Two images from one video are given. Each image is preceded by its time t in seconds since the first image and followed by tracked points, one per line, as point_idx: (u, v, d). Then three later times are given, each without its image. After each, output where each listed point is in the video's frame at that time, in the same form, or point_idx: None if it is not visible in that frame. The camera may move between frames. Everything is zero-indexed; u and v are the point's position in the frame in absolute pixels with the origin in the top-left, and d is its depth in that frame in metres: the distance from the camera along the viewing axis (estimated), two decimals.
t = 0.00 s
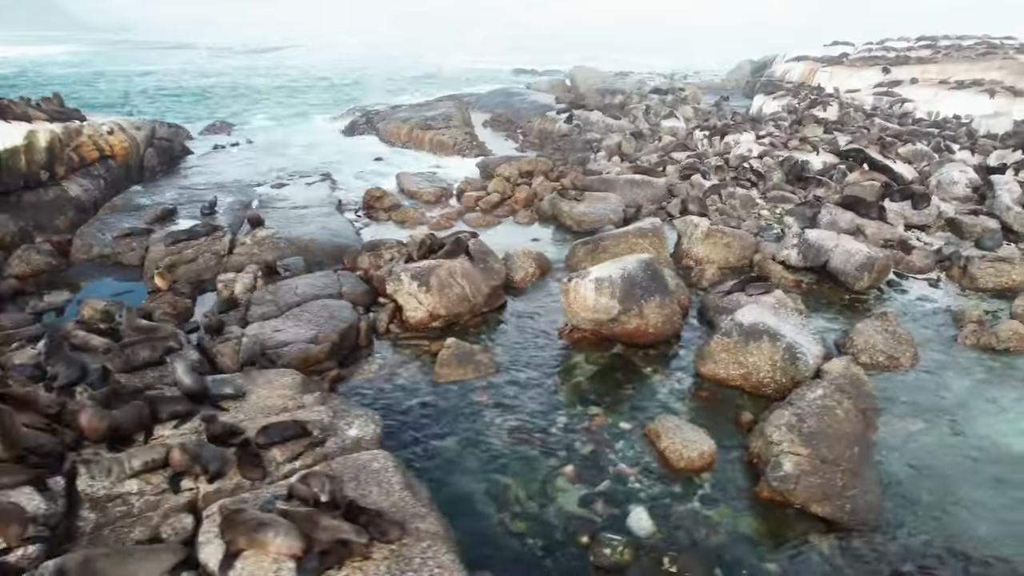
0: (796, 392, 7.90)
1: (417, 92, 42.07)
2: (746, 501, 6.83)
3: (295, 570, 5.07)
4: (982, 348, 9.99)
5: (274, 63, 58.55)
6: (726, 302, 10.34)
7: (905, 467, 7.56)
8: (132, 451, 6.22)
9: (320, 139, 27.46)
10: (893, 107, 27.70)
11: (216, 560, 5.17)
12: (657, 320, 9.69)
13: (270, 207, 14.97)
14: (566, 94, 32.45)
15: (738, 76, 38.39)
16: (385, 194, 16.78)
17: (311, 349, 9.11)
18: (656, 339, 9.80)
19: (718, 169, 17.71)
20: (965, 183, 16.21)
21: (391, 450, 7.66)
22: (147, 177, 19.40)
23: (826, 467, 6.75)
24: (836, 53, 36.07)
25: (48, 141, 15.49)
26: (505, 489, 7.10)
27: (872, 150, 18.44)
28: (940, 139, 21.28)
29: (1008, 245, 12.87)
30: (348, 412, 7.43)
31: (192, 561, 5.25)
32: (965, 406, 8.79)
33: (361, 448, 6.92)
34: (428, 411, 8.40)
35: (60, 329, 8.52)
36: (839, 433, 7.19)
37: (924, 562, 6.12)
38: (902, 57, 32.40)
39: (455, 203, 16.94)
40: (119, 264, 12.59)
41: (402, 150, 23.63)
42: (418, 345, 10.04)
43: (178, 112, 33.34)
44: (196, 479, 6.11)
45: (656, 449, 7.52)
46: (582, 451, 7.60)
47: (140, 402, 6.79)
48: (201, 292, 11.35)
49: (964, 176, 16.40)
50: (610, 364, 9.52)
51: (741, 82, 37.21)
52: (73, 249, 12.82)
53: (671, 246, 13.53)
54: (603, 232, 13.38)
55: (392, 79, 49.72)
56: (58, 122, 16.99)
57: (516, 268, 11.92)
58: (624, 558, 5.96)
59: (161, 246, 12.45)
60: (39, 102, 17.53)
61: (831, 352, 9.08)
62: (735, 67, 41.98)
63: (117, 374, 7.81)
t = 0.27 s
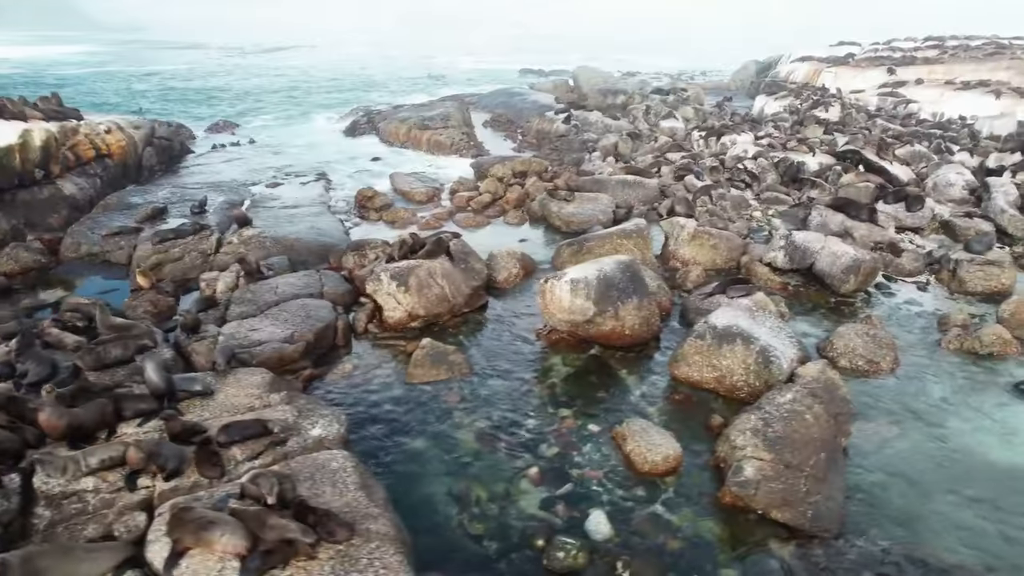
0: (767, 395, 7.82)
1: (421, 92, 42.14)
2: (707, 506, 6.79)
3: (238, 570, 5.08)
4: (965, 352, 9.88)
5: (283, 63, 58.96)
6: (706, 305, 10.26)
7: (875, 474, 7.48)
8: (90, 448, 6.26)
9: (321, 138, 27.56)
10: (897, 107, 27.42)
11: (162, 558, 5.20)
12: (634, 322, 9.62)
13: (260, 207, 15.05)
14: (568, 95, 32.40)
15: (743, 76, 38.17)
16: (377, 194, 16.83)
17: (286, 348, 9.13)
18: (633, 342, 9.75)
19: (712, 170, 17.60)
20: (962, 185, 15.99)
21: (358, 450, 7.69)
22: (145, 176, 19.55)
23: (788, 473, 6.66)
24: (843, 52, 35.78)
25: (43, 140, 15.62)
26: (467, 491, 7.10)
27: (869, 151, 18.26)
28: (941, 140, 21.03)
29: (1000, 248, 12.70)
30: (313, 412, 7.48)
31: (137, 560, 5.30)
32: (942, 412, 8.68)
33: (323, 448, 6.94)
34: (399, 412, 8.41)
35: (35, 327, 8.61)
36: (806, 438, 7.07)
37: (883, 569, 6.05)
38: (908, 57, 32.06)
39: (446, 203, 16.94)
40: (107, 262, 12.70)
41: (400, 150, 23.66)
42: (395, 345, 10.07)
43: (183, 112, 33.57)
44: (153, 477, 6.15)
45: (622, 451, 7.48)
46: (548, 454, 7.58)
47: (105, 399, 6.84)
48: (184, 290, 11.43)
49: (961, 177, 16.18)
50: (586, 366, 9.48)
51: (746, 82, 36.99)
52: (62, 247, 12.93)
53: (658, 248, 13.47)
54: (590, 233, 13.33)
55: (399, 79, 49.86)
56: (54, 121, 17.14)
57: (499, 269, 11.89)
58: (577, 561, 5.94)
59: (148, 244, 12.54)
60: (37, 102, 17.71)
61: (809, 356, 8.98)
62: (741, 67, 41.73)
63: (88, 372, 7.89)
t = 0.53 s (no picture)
0: (736, 398, 7.75)
1: (426, 92, 42.24)
2: (668, 510, 6.74)
3: (183, 568, 5.08)
4: (946, 357, 9.78)
5: (291, 62, 59.35)
6: (685, 307, 10.20)
7: (843, 480, 7.40)
8: (49, 446, 6.33)
9: (321, 138, 27.67)
10: (901, 108, 27.16)
11: (109, 556, 5.22)
12: (609, 324, 9.57)
13: (250, 207, 15.13)
14: (571, 95, 32.38)
15: (748, 77, 37.95)
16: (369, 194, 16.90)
17: (260, 348, 9.17)
18: (609, 343, 9.70)
19: (706, 171, 17.49)
20: (958, 187, 15.78)
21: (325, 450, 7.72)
22: (143, 175, 19.72)
23: (750, 478, 6.58)
24: (849, 53, 35.46)
25: (39, 139, 15.78)
26: (429, 492, 7.10)
27: (865, 152, 18.07)
28: (942, 142, 20.79)
29: (990, 252, 12.55)
30: (278, 412, 7.53)
31: (83, 557, 5.31)
32: (918, 418, 8.58)
33: (284, 447, 6.97)
34: (369, 413, 8.44)
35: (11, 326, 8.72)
36: (771, 442, 6.98)
37: None
38: (914, 58, 31.74)
39: (438, 203, 16.94)
40: (96, 260, 12.80)
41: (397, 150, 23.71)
42: (373, 345, 10.08)
43: (187, 111, 33.84)
44: (110, 475, 6.18)
45: (587, 454, 7.45)
46: (513, 456, 7.57)
47: (69, 397, 6.91)
48: (168, 289, 11.52)
49: (957, 180, 15.96)
50: (561, 368, 9.45)
51: (751, 82, 36.79)
52: (52, 245, 13.06)
53: (645, 250, 13.41)
54: (577, 233, 13.27)
55: (405, 79, 49.99)
56: (52, 120, 17.32)
57: (482, 269, 11.87)
58: (529, 564, 5.91)
59: (135, 243, 12.64)
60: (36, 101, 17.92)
61: (784, 359, 8.90)
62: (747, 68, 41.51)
63: (59, 369, 7.98)
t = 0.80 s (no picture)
0: (705, 401, 7.67)
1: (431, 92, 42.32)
2: (628, 513, 6.70)
3: (126, 566, 5.10)
4: (927, 362, 9.67)
5: (298, 62, 59.67)
6: (664, 309, 10.13)
7: (809, 486, 7.33)
8: (9, 443, 6.39)
9: (321, 138, 27.79)
10: (905, 109, 26.89)
11: (55, 554, 5.25)
12: (584, 326, 9.51)
13: (241, 206, 15.22)
14: (573, 95, 32.36)
15: (753, 77, 37.72)
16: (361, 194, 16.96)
17: (235, 347, 9.20)
18: (585, 346, 9.65)
19: (700, 172, 17.38)
20: (954, 189, 15.57)
21: (292, 451, 7.76)
22: (140, 174, 19.88)
23: (709, 483, 6.52)
24: (855, 53, 35.16)
25: (34, 138, 15.93)
26: (392, 492, 7.11)
27: (862, 154, 17.89)
28: (943, 143, 20.56)
29: (979, 256, 12.39)
30: (244, 411, 7.56)
31: (31, 555, 5.34)
32: (894, 423, 8.47)
33: (247, 446, 6.99)
34: (340, 414, 8.47)
35: None
36: (734, 447, 6.90)
37: None
38: (920, 58, 31.42)
39: (430, 203, 16.95)
40: (84, 258, 12.90)
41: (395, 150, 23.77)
42: (350, 345, 10.10)
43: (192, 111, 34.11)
44: (67, 473, 6.22)
45: (551, 457, 7.43)
46: (477, 458, 7.56)
47: (34, 394, 6.97)
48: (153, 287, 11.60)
49: (953, 181, 15.71)
50: (535, 370, 9.42)
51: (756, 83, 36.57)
52: (42, 243, 13.20)
53: (632, 251, 13.35)
54: (563, 234, 13.19)
55: (411, 80, 50.15)
56: (49, 119, 17.50)
57: (464, 270, 11.87)
58: (480, 567, 5.90)
59: (123, 242, 12.74)
60: (34, 101, 18.11)
61: (760, 361, 8.80)
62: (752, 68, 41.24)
63: (31, 367, 8.06)
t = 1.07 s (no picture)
0: (671, 404, 7.61)
1: (435, 92, 42.38)
2: (585, 516, 6.66)
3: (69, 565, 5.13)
4: (906, 366, 9.55)
5: (306, 62, 59.94)
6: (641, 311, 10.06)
7: (773, 491, 7.27)
8: None
9: (322, 138, 27.87)
10: (909, 110, 26.60)
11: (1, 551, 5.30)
12: (558, 328, 9.47)
13: (231, 206, 15.30)
14: (575, 96, 32.27)
15: (758, 78, 37.44)
16: (353, 194, 17.02)
17: (209, 346, 9.24)
18: (559, 348, 9.61)
19: (693, 173, 17.27)
20: (949, 191, 15.35)
21: (258, 451, 7.79)
22: (138, 173, 20.05)
23: (666, 488, 6.45)
24: (861, 53, 34.78)
25: (30, 137, 16.06)
26: (352, 493, 7.12)
27: (857, 156, 17.72)
28: (943, 145, 20.32)
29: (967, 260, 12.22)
30: (209, 409, 7.57)
31: None
32: (867, 429, 8.37)
33: (208, 445, 7.01)
34: (310, 414, 8.50)
35: None
36: (695, 451, 6.82)
37: None
38: (926, 59, 31.08)
39: (421, 203, 16.94)
40: (72, 257, 13.01)
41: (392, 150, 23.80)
42: (327, 345, 10.12)
43: (196, 110, 34.33)
44: (24, 470, 6.27)
45: (514, 459, 7.40)
46: (441, 459, 7.55)
47: None
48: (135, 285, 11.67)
49: (948, 184, 15.46)
50: (509, 371, 9.40)
51: (761, 83, 36.34)
52: (32, 241, 13.34)
53: (617, 252, 13.29)
54: (548, 235, 13.13)
55: (417, 80, 50.23)
56: (46, 119, 17.69)
57: (446, 270, 11.87)
58: (430, 569, 5.90)
59: (110, 240, 12.84)
60: (33, 101, 18.33)
61: (733, 364, 8.72)
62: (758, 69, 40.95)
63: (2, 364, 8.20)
